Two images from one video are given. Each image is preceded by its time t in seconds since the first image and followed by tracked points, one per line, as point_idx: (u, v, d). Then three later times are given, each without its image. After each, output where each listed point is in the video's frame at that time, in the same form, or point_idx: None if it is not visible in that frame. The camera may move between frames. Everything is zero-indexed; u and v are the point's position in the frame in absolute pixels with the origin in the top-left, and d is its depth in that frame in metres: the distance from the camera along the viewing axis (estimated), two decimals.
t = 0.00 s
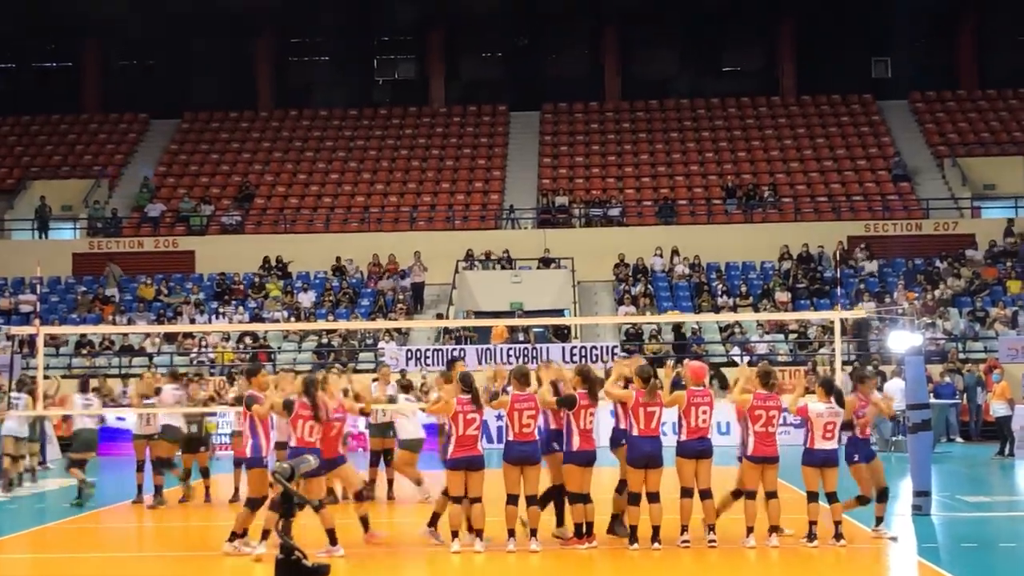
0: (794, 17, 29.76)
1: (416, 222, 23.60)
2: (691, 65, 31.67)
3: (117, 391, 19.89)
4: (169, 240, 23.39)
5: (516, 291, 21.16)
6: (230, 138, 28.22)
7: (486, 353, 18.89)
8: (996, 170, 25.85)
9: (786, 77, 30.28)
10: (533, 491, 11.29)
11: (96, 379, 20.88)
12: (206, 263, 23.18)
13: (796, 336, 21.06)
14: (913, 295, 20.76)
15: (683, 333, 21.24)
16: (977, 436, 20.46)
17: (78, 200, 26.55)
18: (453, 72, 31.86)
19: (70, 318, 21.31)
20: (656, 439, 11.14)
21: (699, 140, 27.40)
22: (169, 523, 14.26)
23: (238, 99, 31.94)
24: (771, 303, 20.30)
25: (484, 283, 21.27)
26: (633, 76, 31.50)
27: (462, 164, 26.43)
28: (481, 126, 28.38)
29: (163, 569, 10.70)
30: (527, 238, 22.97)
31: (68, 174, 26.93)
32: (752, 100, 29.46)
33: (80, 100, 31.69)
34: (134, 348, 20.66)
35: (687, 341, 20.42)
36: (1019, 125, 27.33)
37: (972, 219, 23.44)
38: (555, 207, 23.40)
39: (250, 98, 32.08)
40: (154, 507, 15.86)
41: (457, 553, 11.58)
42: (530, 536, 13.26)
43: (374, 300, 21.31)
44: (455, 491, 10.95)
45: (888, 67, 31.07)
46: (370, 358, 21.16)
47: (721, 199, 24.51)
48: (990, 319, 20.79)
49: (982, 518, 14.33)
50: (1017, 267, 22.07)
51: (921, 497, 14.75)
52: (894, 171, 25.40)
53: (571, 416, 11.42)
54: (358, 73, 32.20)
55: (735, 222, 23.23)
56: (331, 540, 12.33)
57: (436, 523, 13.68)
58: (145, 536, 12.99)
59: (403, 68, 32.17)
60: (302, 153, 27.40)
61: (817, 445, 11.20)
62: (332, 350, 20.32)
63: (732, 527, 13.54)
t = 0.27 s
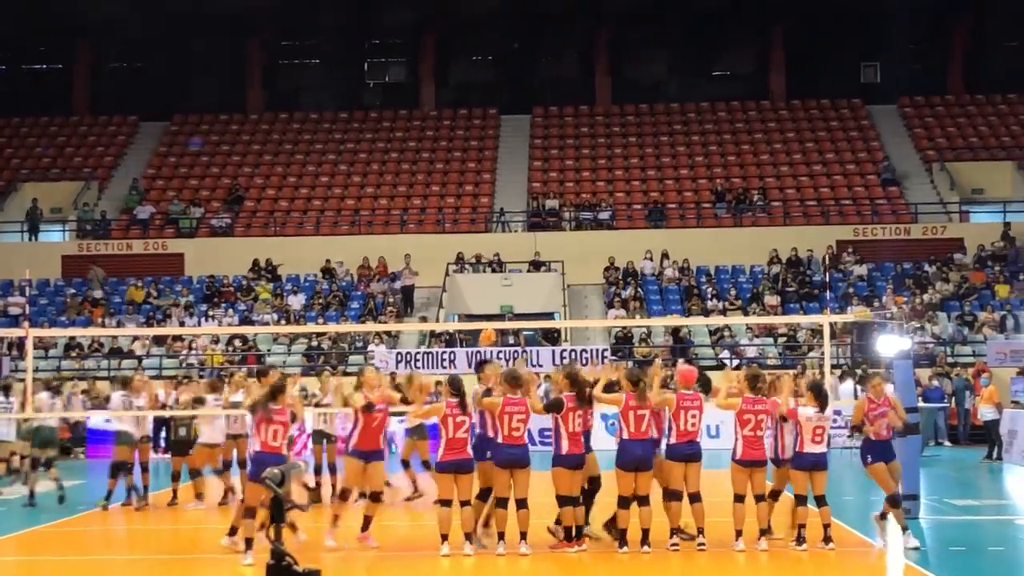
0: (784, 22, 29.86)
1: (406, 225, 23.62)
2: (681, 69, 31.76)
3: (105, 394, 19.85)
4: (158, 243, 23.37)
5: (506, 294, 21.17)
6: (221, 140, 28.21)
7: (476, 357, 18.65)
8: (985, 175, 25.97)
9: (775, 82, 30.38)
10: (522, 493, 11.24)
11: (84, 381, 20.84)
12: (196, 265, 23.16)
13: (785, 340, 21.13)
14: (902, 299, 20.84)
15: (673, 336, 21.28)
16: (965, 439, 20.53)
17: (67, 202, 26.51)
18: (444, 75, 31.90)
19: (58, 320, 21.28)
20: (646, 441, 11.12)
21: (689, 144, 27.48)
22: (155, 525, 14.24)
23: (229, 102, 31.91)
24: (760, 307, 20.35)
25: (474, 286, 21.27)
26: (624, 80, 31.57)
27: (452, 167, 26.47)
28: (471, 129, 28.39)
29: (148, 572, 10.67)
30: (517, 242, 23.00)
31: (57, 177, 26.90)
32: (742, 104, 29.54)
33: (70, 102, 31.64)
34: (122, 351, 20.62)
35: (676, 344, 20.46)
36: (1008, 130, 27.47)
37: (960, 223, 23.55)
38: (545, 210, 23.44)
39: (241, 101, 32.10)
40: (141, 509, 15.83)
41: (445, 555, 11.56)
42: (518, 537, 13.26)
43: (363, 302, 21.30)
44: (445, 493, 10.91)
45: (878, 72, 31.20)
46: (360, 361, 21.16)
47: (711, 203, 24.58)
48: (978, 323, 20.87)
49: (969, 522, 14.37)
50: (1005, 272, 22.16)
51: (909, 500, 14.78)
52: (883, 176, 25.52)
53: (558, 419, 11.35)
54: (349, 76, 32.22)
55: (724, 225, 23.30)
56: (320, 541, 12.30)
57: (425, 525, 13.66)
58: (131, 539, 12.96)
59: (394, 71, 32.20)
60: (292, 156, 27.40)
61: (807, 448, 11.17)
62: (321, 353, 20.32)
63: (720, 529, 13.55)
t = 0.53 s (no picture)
0: (775, 23, 29.88)
1: (395, 227, 23.61)
2: (672, 71, 31.78)
3: (92, 397, 19.82)
4: (146, 245, 23.34)
5: (496, 295, 21.16)
6: (211, 142, 28.18)
7: (466, 359, 18.46)
8: (975, 177, 26.00)
9: (766, 84, 30.40)
10: (511, 496, 11.18)
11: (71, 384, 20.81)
12: (184, 267, 23.13)
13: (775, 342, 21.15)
14: (891, 301, 20.85)
15: (662, 338, 21.27)
16: (954, 440, 20.51)
17: (56, 204, 26.48)
18: (434, 77, 31.89)
19: (45, 323, 21.25)
20: (636, 443, 11.08)
21: (678, 146, 27.49)
22: (140, 528, 14.19)
23: (220, 103, 31.87)
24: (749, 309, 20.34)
25: (463, 287, 21.24)
26: (614, 82, 31.58)
27: (441, 169, 26.46)
28: (461, 131, 28.37)
29: None
30: (506, 244, 22.99)
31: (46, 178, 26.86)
32: (732, 106, 29.55)
33: (60, 104, 31.59)
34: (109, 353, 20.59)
35: (665, 346, 20.45)
36: (998, 132, 27.51)
37: (949, 224, 23.57)
38: (534, 212, 23.45)
39: (232, 103, 32.14)
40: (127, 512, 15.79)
41: (432, 557, 11.51)
42: (506, 539, 13.21)
43: (352, 304, 21.28)
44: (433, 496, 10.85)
45: (868, 74, 31.24)
46: (349, 363, 21.15)
47: (700, 204, 24.59)
48: (967, 325, 20.88)
49: (956, 523, 14.34)
50: (994, 273, 22.17)
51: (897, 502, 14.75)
52: (873, 177, 25.54)
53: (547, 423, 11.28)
54: (339, 78, 32.22)
55: (713, 227, 23.31)
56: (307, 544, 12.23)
57: (413, 527, 13.61)
58: (114, 542, 12.91)
59: (384, 73, 32.19)
60: (281, 157, 27.38)
61: (797, 450, 11.10)
62: (309, 355, 20.30)
63: (709, 531, 13.51)
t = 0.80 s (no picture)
0: (771, 22, 29.89)
1: (391, 227, 23.61)
2: (668, 70, 31.77)
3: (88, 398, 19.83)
4: (143, 246, 23.35)
5: (492, 295, 21.17)
6: (208, 142, 28.17)
7: (464, 359, 18.36)
8: (972, 174, 26.01)
9: (762, 82, 30.40)
10: (508, 496, 11.17)
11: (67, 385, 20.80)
12: (180, 268, 23.14)
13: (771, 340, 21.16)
14: (887, 299, 20.86)
15: (659, 337, 21.27)
16: (951, 439, 20.50)
17: (52, 205, 26.48)
18: (430, 77, 31.89)
19: (41, 324, 21.26)
20: (630, 443, 11.09)
21: (674, 145, 27.49)
22: (136, 530, 14.19)
23: (216, 104, 31.87)
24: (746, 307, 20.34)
25: (460, 287, 21.25)
26: (610, 82, 31.57)
27: (437, 169, 26.46)
28: (457, 131, 28.36)
29: None
30: (502, 243, 23.00)
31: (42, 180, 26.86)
32: (728, 104, 29.54)
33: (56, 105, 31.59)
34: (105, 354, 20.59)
35: (662, 345, 20.45)
36: (994, 130, 27.51)
37: (946, 222, 23.57)
38: (531, 211, 23.45)
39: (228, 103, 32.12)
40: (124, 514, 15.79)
41: (429, 557, 11.50)
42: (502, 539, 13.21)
43: (349, 305, 21.27)
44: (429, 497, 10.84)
45: (865, 72, 31.24)
46: (346, 363, 21.18)
47: (696, 204, 24.59)
48: (963, 323, 20.89)
49: (953, 522, 14.33)
50: (991, 271, 22.17)
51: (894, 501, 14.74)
52: (869, 175, 25.54)
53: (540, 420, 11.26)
54: (336, 78, 32.22)
55: (709, 226, 23.32)
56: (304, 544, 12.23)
57: (410, 528, 13.59)
58: (110, 544, 12.91)
59: (380, 73, 32.18)
60: (278, 158, 27.37)
61: (794, 450, 11.08)
62: (305, 356, 20.32)
63: (706, 530, 13.50)
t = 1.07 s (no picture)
0: (773, 20, 29.87)
1: (393, 226, 23.63)
2: (670, 68, 31.75)
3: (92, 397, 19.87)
4: (146, 245, 23.37)
5: (495, 294, 21.19)
6: (210, 141, 28.18)
7: (466, 356, 18.41)
8: (974, 172, 26.00)
9: (764, 80, 30.39)
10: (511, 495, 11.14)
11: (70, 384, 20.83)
12: (183, 267, 23.16)
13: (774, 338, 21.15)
14: (891, 297, 20.85)
15: (662, 335, 21.27)
16: (955, 436, 20.48)
17: (55, 204, 26.51)
18: (433, 76, 31.89)
19: (44, 323, 21.28)
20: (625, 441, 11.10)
21: (677, 143, 27.48)
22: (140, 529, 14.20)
23: (219, 103, 31.88)
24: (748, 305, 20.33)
25: (463, 286, 21.28)
26: (612, 80, 31.57)
27: (439, 167, 26.47)
28: (459, 129, 28.33)
29: None
30: (504, 242, 23.02)
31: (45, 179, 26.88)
32: (730, 102, 29.51)
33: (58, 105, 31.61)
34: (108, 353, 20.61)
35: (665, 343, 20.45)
36: (997, 127, 27.48)
37: (949, 220, 23.55)
38: (533, 209, 23.47)
39: (230, 102, 32.14)
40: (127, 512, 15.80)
41: (432, 556, 11.48)
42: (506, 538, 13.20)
43: (352, 303, 21.28)
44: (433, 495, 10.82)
45: (867, 70, 31.21)
46: (349, 362, 21.19)
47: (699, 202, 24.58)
48: (967, 320, 20.88)
49: (956, 519, 14.31)
50: (994, 268, 22.15)
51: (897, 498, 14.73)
52: (872, 172, 25.53)
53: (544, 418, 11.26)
54: (337, 77, 32.23)
55: (712, 224, 23.31)
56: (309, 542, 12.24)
57: (413, 526, 13.59)
58: (114, 543, 12.92)
59: (382, 71, 32.18)
60: (280, 156, 27.38)
61: (796, 447, 11.06)
62: (308, 355, 20.34)
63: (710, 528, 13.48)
